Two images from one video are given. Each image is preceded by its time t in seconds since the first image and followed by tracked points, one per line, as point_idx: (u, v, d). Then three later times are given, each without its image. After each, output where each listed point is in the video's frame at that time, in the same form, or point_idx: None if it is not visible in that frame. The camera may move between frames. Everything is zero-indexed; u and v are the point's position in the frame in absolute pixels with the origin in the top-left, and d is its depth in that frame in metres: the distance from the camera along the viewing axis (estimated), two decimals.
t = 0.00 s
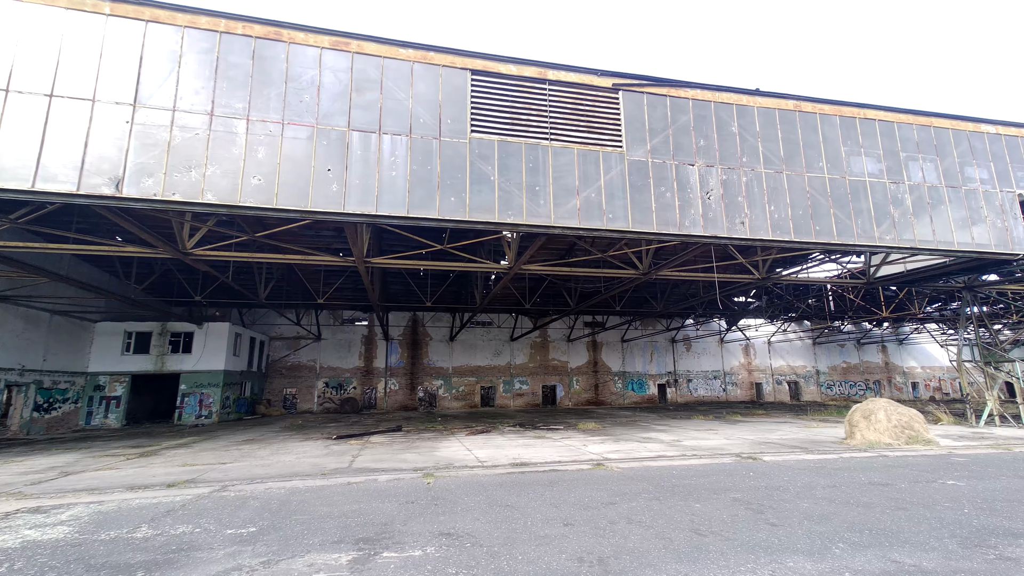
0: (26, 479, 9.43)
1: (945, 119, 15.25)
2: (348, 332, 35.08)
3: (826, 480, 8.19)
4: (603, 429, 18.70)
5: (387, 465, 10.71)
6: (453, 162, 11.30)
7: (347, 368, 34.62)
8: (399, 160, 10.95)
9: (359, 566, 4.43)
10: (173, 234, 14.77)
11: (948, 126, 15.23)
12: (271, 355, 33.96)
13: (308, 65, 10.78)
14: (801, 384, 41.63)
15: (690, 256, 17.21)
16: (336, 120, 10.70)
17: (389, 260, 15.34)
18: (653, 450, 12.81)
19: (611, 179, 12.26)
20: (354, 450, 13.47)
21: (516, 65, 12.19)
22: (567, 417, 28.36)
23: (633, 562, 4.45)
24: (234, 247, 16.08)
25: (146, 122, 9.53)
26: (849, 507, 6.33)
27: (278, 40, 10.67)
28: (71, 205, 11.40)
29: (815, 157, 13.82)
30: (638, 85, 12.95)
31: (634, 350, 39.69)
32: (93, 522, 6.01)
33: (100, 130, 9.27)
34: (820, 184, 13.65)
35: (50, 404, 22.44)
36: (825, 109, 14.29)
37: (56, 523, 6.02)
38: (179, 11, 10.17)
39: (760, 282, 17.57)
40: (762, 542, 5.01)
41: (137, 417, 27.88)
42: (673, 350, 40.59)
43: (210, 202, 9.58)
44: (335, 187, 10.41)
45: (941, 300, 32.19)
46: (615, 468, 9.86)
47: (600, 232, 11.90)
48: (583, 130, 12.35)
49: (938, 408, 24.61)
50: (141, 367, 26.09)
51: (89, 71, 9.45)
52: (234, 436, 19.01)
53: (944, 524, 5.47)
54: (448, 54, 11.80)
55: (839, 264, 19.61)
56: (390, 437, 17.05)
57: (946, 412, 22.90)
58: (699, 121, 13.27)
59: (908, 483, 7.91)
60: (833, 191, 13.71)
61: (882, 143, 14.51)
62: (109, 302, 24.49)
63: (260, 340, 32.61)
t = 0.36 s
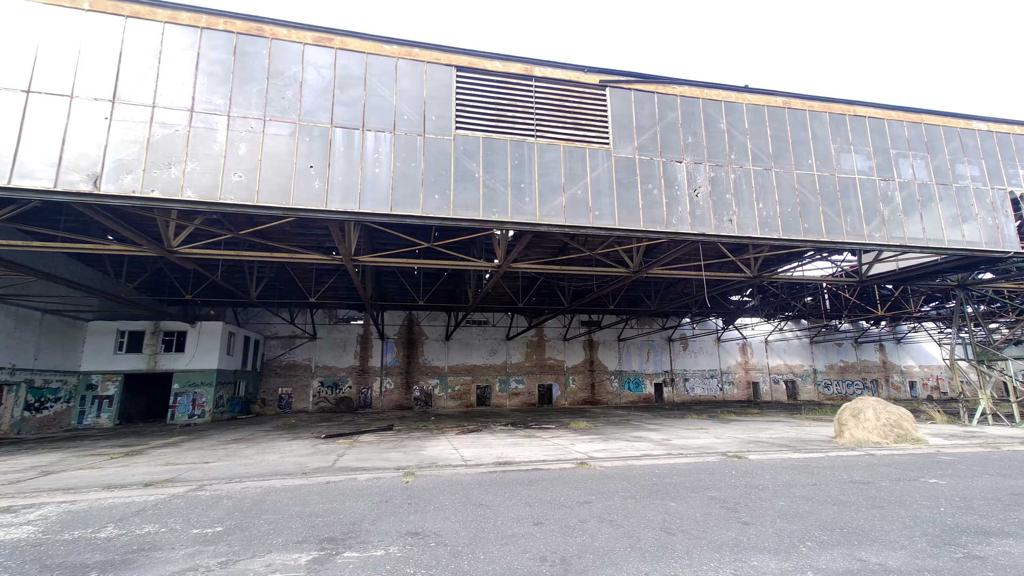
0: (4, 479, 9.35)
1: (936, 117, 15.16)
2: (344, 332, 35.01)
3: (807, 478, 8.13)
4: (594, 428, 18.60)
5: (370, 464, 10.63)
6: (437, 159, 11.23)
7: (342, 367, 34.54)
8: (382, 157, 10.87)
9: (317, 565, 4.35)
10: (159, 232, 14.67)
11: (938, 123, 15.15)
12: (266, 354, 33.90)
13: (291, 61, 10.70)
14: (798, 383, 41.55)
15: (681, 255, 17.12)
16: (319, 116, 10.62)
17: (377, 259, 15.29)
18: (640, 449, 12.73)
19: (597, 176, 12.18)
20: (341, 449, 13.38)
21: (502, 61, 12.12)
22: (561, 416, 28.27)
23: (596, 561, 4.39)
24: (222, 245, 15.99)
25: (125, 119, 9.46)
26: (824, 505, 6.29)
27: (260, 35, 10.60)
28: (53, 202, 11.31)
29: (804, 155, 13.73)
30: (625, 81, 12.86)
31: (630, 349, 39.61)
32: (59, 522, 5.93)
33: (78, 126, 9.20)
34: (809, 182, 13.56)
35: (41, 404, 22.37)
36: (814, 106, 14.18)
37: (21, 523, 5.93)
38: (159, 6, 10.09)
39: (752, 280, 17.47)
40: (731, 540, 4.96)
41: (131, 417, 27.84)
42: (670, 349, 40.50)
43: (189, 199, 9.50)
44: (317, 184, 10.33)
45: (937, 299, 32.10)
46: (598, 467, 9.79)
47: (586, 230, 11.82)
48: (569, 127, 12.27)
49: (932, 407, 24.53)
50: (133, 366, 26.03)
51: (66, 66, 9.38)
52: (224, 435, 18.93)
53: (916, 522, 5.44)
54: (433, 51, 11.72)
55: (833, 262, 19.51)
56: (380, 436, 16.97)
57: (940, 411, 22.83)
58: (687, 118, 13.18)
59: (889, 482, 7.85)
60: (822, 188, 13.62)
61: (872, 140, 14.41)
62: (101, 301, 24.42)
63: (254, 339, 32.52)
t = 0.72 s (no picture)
0: None
1: (934, 109, 14.93)
2: (343, 328, 35.04)
3: (794, 476, 8.04)
4: (590, 425, 18.53)
5: (358, 461, 10.60)
6: (425, 154, 11.14)
7: (342, 363, 34.59)
8: (369, 153, 10.79)
9: (282, 565, 4.30)
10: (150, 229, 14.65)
11: (937, 116, 14.92)
12: (266, 351, 34.01)
13: (276, 55, 10.62)
14: (800, 379, 41.33)
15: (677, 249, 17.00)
16: (304, 112, 10.54)
17: (370, 255, 15.25)
18: (632, 446, 12.66)
19: (588, 171, 12.06)
20: (332, 445, 13.36)
21: (491, 55, 11.99)
22: (559, 412, 28.23)
23: (563, 561, 4.33)
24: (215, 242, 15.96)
25: (109, 115, 9.42)
26: (806, 503, 6.21)
27: (245, 30, 10.51)
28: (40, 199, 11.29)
29: (798, 149, 13.56)
30: (616, 75, 12.71)
31: (630, 345, 39.48)
32: (35, 520, 5.91)
33: (61, 122, 9.17)
34: (804, 176, 13.39)
35: (41, 400, 22.50)
36: (809, 99, 13.98)
37: None
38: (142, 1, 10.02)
39: (749, 276, 17.32)
40: (705, 540, 4.88)
41: (131, 413, 28.01)
42: (670, 345, 40.36)
43: (173, 195, 9.46)
44: (303, 180, 10.26)
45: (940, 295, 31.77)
46: (586, 464, 9.74)
47: (575, 226, 11.72)
48: (559, 122, 12.15)
49: (932, 404, 24.33)
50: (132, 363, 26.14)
51: (48, 62, 9.33)
52: (219, 431, 18.97)
53: (895, 522, 5.36)
54: (420, 45, 11.61)
55: (832, 257, 19.32)
56: (374, 433, 16.94)
57: (940, 407, 22.63)
58: (679, 112, 13.03)
59: (877, 480, 7.75)
60: (817, 182, 13.45)
61: (868, 134, 14.21)
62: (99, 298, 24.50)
63: (253, 336, 32.61)
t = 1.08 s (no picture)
0: None
1: (934, 100, 14.68)
2: (342, 323, 35.03)
3: (783, 471, 7.92)
4: (586, 420, 18.41)
5: (347, 456, 10.52)
6: (413, 147, 11.01)
7: (341, 359, 34.59)
8: (356, 145, 10.65)
9: (246, 562, 4.20)
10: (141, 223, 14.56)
11: (936, 107, 14.67)
12: (265, 346, 34.02)
13: (261, 46, 10.48)
14: (801, 374, 41.13)
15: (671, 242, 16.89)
16: (290, 103, 10.42)
17: (362, 250, 15.16)
18: (625, 441, 12.55)
19: (579, 163, 11.91)
20: (324, 440, 13.28)
21: (480, 46, 11.82)
22: (557, 408, 28.16)
23: (533, 558, 4.22)
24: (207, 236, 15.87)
25: (91, 107, 9.32)
26: (790, 499, 6.11)
27: (229, 20, 10.37)
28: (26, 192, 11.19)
29: (794, 140, 13.34)
30: (609, 65, 12.52)
31: (630, 340, 39.33)
32: (8, 516, 5.83)
33: (42, 114, 9.07)
34: (799, 168, 13.19)
35: (38, 395, 22.53)
36: (806, 90, 13.74)
37: None
38: None
39: (746, 270, 17.13)
40: (681, 537, 4.77)
41: (130, 408, 28.08)
42: (670, 340, 40.21)
43: (157, 188, 9.36)
44: (288, 172, 10.14)
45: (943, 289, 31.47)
46: (574, 460, 9.64)
47: (566, 218, 11.58)
48: (549, 113, 11.98)
49: (931, 399, 24.16)
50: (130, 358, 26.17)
51: (29, 53, 9.22)
52: (214, 426, 18.95)
53: (878, 518, 5.25)
54: (408, 35, 11.45)
55: (831, 251, 19.09)
56: (367, 428, 16.87)
57: (939, 403, 22.45)
58: (673, 103, 12.82)
59: (866, 475, 7.63)
60: (813, 174, 13.24)
61: (866, 125, 13.97)
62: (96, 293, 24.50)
63: (252, 331, 32.63)
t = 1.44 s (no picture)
0: None
1: (932, 93, 14.44)
2: (340, 320, 35.02)
3: (769, 469, 7.83)
4: (581, 417, 18.34)
5: (334, 453, 10.47)
6: (401, 142, 10.89)
7: (340, 356, 34.60)
8: (343, 140, 10.55)
9: (208, 564, 4.11)
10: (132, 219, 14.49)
11: (935, 100, 14.43)
12: (263, 343, 34.06)
13: (245, 40, 10.37)
14: (802, 371, 40.93)
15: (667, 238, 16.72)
16: (275, 98, 10.32)
17: (353, 246, 15.10)
18: (617, 439, 12.46)
19: (570, 158, 11.76)
20: (314, 438, 13.23)
21: (470, 39, 11.68)
22: (554, 405, 28.10)
23: (500, 560, 4.14)
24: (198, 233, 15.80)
25: (73, 101, 9.24)
26: (772, 499, 6.02)
27: (214, 14, 10.27)
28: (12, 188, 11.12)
29: (789, 135, 13.14)
30: (600, 59, 12.35)
31: (630, 337, 39.19)
32: None
33: (23, 109, 9.00)
34: (794, 163, 12.99)
35: (36, 391, 22.58)
36: (802, 84, 13.50)
37: None
38: None
39: (742, 267, 16.96)
40: (656, 539, 4.67)
41: (129, 404, 28.16)
42: (670, 337, 40.05)
43: (140, 184, 9.30)
44: (274, 168, 10.05)
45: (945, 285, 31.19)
46: (561, 458, 9.55)
47: (556, 214, 11.45)
48: (540, 108, 11.83)
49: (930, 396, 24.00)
50: (128, 355, 26.22)
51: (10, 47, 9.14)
52: (209, 423, 18.95)
53: (857, 518, 5.16)
54: (396, 29, 11.32)
55: (830, 248, 18.89)
56: (360, 425, 16.83)
57: (938, 400, 22.30)
58: (666, 98, 12.64)
59: (853, 474, 7.52)
60: (808, 169, 13.05)
61: (863, 119, 13.72)
62: (93, 290, 24.52)
63: (251, 328, 32.67)
